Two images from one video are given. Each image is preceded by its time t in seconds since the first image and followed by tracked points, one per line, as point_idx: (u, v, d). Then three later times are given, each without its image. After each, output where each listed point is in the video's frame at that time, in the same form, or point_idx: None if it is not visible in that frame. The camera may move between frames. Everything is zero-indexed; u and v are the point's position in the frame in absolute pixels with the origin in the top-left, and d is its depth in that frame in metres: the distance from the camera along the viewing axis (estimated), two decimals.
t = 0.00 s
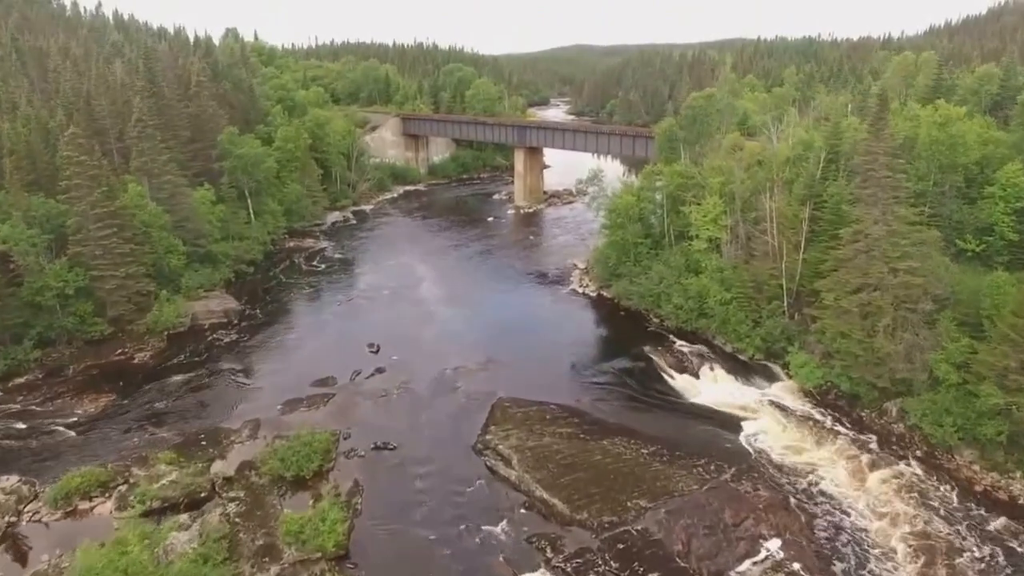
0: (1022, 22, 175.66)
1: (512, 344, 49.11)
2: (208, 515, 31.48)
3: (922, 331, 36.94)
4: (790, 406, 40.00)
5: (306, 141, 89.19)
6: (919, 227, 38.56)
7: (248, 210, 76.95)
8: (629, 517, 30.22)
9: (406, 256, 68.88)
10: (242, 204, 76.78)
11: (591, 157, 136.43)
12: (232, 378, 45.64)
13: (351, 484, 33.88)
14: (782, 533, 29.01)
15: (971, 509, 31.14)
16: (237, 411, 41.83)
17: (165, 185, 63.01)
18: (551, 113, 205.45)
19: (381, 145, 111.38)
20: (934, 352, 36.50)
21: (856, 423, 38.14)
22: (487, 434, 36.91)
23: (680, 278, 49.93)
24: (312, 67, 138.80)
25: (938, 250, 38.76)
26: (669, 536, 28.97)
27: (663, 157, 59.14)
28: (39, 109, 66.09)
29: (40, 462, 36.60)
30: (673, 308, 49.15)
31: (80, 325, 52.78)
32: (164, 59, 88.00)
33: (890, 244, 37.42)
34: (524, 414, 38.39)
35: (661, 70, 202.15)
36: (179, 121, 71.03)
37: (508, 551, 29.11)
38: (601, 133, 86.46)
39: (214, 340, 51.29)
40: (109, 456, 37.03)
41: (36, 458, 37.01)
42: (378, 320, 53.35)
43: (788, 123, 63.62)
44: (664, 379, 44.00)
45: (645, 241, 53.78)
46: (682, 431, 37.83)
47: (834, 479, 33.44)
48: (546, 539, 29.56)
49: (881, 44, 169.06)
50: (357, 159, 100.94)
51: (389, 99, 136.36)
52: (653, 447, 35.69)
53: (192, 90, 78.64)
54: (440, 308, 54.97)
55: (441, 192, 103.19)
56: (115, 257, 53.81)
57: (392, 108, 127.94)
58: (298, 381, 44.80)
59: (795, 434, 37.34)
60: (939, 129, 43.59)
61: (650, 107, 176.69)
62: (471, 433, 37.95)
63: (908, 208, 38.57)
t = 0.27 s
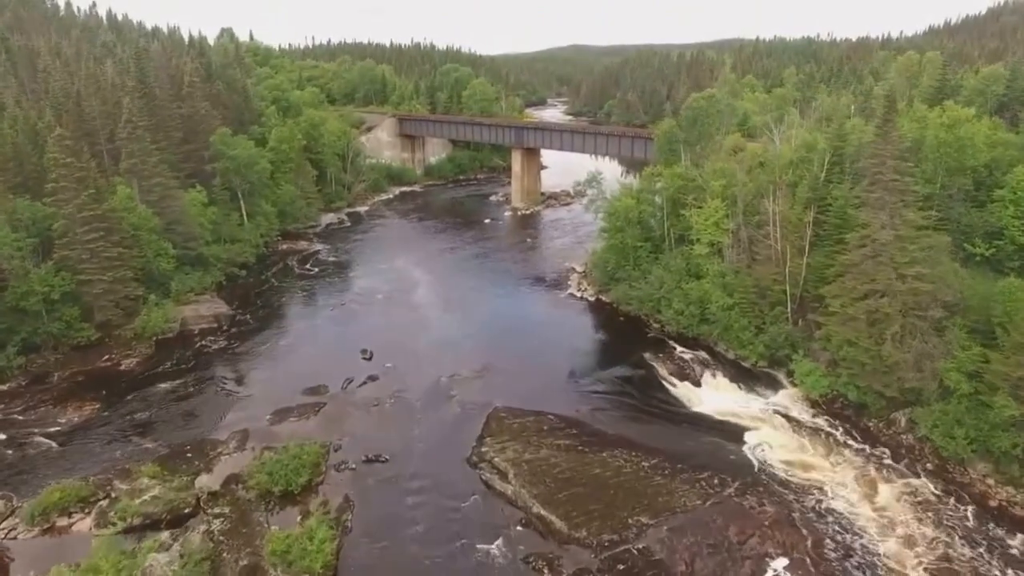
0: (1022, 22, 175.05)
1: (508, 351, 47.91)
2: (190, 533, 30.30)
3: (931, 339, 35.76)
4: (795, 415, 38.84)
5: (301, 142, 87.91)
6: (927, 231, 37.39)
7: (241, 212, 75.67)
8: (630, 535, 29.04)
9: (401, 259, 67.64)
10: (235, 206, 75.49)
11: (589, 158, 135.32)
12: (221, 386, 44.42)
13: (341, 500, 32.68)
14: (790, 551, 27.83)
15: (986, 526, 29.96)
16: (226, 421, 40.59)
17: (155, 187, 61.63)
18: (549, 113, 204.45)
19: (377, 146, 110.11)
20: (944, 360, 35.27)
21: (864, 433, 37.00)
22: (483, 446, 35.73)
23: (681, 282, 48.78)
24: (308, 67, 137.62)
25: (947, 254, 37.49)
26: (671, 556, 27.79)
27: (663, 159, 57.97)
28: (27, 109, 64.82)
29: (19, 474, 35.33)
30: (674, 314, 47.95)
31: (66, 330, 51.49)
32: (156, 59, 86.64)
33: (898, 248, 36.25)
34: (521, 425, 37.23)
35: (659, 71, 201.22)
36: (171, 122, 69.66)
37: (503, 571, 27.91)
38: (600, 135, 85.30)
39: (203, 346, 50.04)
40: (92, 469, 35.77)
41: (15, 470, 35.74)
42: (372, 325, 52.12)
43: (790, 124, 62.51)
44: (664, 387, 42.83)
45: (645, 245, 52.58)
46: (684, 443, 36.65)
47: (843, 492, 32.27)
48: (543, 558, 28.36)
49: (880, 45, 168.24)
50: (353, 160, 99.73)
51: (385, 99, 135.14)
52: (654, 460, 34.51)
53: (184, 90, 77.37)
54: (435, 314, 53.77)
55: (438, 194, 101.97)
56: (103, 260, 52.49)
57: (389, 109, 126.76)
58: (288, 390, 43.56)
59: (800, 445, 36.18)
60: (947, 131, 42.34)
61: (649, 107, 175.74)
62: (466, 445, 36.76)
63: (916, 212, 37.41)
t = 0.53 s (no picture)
0: (1021, 22, 174.15)
1: (505, 357, 46.72)
2: (173, 554, 29.28)
3: (942, 348, 34.44)
4: (801, 425, 37.68)
5: (295, 142, 86.59)
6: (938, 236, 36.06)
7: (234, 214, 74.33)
8: (631, 555, 27.90)
9: (395, 262, 66.39)
10: (227, 208, 74.12)
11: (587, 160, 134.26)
12: (210, 394, 43.12)
13: (331, 517, 31.48)
14: (798, 571, 26.69)
15: (1001, 544, 28.83)
16: (214, 431, 39.31)
17: (145, 188, 60.09)
18: (546, 113, 203.42)
19: (373, 147, 108.80)
20: (956, 370, 33.96)
21: (872, 445, 35.87)
22: (479, 459, 34.55)
23: (682, 287, 47.60)
24: (304, 67, 136.36)
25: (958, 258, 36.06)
26: None
27: (664, 160, 56.78)
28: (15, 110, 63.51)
29: None
30: (675, 319, 46.77)
31: (51, 336, 50.04)
32: (148, 58, 85.28)
33: (907, 254, 35.06)
34: (517, 437, 36.07)
35: (657, 70, 200.34)
36: (163, 122, 68.18)
37: None
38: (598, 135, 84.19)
39: (191, 352, 48.72)
40: (73, 482, 34.46)
41: None
42: (365, 331, 50.88)
43: (793, 125, 61.40)
44: (666, 396, 41.65)
45: (645, 248, 51.34)
46: (686, 455, 35.47)
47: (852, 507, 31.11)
48: None
49: (880, 45, 167.50)
50: (348, 161, 98.49)
51: (382, 100, 133.93)
52: (656, 474, 33.34)
53: (176, 90, 76.04)
54: (430, 319, 52.53)
55: (434, 195, 100.73)
56: (90, 265, 50.94)
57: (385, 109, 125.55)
58: (278, 398, 42.28)
59: (806, 457, 35.00)
60: (955, 132, 41.14)
61: (647, 108, 174.83)
62: (461, 457, 35.55)
63: (925, 216, 36.20)
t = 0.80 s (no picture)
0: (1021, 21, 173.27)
1: (501, 365, 45.56)
2: None
3: (954, 358, 33.67)
4: (807, 437, 36.51)
5: (289, 143, 85.27)
6: (949, 242, 35.29)
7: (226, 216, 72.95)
8: None
9: (390, 265, 65.17)
10: (220, 210, 72.75)
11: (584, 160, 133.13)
12: (198, 405, 41.85)
13: (321, 535, 30.28)
14: None
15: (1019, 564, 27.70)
16: (201, 443, 38.05)
17: (134, 191, 58.55)
18: (543, 113, 202.32)
19: (368, 147, 107.47)
20: (970, 381, 33.38)
21: (881, 458, 34.75)
22: (475, 473, 33.37)
23: (683, 293, 46.44)
24: (299, 66, 135.02)
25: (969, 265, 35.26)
26: None
27: (664, 162, 55.60)
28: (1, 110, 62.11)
29: None
30: (676, 326, 45.60)
31: (37, 343, 48.75)
32: (139, 57, 83.81)
33: (918, 260, 33.89)
34: (514, 449, 34.90)
35: (655, 70, 199.35)
36: (154, 123, 66.71)
37: None
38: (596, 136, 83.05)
39: (179, 360, 47.43)
40: (53, 498, 33.16)
41: None
42: (358, 338, 49.67)
43: (795, 126, 60.29)
44: (668, 406, 40.58)
45: (645, 253, 50.13)
46: (689, 468, 34.29)
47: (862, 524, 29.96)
48: None
49: (879, 44, 166.60)
50: (343, 162, 97.19)
51: (377, 99, 132.62)
52: (658, 489, 32.16)
53: (167, 90, 74.64)
54: (425, 325, 51.32)
55: (430, 196, 99.48)
56: (76, 270, 49.58)
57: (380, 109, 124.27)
58: (268, 409, 41.03)
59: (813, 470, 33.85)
60: (965, 135, 40.03)
61: (645, 107, 173.81)
62: (456, 471, 34.37)
63: (936, 220, 35.08)
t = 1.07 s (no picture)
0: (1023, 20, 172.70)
1: (498, 373, 44.34)
2: None
3: (969, 369, 32.68)
4: (815, 450, 35.30)
5: (283, 144, 83.91)
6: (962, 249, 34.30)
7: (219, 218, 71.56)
8: None
9: (385, 269, 63.89)
10: (212, 212, 71.35)
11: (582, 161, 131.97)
12: (186, 416, 40.52)
13: (311, 555, 29.05)
14: None
15: None
16: (188, 457, 36.74)
17: (124, 194, 57.17)
18: (541, 112, 201.28)
19: (363, 147, 106.14)
20: (984, 394, 32.41)
21: (892, 471, 33.61)
22: (472, 490, 32.17)
23: (685, 299, 45.22)
24: (294, 66, 133.70)
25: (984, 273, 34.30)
26: None
27: (665, 164, 54.36)
28: None
29: None
30: (678, 333, 44.38)
31: (22, 351, 46.69)
32: (131, 57, 82.37)
33: (932, 268, 32.79)
34: (512, 464, 33.69)
35: (653, 69, 198.35)
36: (145, 123, 65.25)
37: None
38: (595, 137, 81.88)
39: (167, 370, 46.09)
40: (32, 516, 31.83)
41: None
42: (352, 344, 48.41)
43: (799, 126, 59.18)
44: (670, 416, 39.37)
45: (646, 257, 48.89)
46: (694, 483, 33.10)
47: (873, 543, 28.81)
48: None
49: (878, 44, 165.68)
50: (338, 162, 95.85)
51: (373, 99, 131.36)
52: (662, 506, 30.97)
53: (158, 90, 73.18)
54: (420, 331, 50.07)
55: (426, 197, 98.19)
56: (62, 275, 48.02)
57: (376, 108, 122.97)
58: (257, 420, 39.74)
59: (822, 485, 32.67)
60: (977, 137, 38.81)
61: (643, 107, 172.87)
62: (452, 487, 33.14)
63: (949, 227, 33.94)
